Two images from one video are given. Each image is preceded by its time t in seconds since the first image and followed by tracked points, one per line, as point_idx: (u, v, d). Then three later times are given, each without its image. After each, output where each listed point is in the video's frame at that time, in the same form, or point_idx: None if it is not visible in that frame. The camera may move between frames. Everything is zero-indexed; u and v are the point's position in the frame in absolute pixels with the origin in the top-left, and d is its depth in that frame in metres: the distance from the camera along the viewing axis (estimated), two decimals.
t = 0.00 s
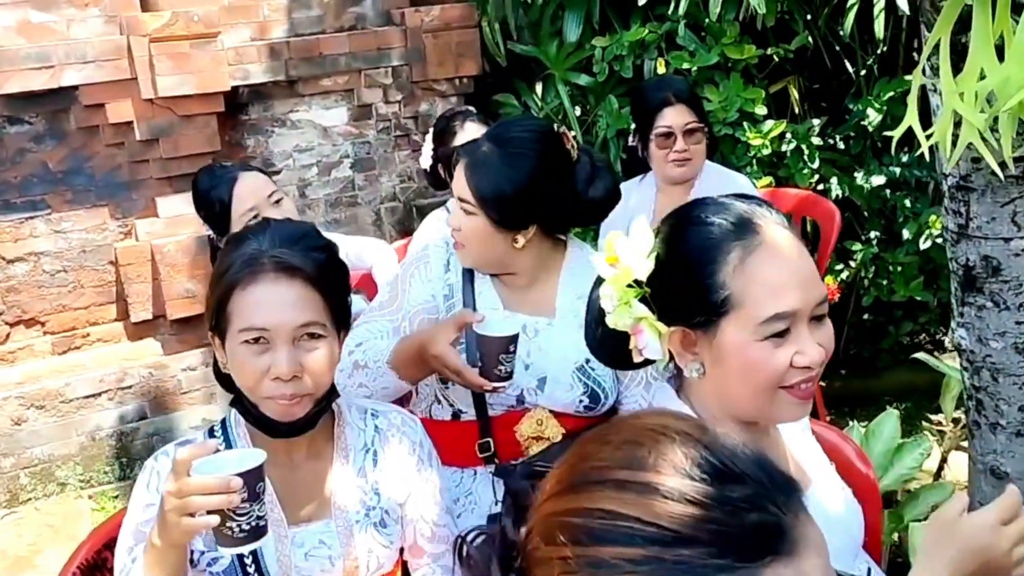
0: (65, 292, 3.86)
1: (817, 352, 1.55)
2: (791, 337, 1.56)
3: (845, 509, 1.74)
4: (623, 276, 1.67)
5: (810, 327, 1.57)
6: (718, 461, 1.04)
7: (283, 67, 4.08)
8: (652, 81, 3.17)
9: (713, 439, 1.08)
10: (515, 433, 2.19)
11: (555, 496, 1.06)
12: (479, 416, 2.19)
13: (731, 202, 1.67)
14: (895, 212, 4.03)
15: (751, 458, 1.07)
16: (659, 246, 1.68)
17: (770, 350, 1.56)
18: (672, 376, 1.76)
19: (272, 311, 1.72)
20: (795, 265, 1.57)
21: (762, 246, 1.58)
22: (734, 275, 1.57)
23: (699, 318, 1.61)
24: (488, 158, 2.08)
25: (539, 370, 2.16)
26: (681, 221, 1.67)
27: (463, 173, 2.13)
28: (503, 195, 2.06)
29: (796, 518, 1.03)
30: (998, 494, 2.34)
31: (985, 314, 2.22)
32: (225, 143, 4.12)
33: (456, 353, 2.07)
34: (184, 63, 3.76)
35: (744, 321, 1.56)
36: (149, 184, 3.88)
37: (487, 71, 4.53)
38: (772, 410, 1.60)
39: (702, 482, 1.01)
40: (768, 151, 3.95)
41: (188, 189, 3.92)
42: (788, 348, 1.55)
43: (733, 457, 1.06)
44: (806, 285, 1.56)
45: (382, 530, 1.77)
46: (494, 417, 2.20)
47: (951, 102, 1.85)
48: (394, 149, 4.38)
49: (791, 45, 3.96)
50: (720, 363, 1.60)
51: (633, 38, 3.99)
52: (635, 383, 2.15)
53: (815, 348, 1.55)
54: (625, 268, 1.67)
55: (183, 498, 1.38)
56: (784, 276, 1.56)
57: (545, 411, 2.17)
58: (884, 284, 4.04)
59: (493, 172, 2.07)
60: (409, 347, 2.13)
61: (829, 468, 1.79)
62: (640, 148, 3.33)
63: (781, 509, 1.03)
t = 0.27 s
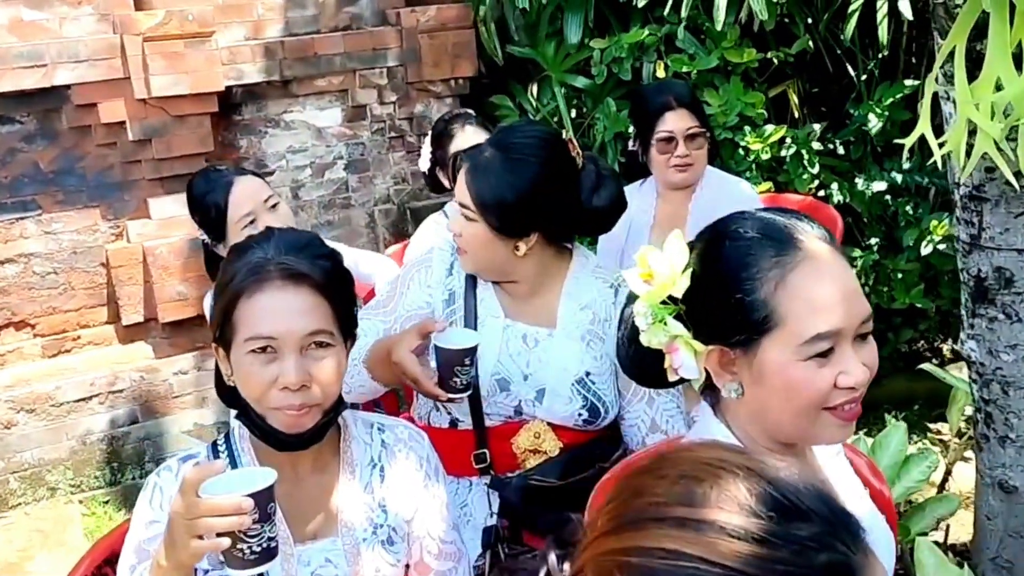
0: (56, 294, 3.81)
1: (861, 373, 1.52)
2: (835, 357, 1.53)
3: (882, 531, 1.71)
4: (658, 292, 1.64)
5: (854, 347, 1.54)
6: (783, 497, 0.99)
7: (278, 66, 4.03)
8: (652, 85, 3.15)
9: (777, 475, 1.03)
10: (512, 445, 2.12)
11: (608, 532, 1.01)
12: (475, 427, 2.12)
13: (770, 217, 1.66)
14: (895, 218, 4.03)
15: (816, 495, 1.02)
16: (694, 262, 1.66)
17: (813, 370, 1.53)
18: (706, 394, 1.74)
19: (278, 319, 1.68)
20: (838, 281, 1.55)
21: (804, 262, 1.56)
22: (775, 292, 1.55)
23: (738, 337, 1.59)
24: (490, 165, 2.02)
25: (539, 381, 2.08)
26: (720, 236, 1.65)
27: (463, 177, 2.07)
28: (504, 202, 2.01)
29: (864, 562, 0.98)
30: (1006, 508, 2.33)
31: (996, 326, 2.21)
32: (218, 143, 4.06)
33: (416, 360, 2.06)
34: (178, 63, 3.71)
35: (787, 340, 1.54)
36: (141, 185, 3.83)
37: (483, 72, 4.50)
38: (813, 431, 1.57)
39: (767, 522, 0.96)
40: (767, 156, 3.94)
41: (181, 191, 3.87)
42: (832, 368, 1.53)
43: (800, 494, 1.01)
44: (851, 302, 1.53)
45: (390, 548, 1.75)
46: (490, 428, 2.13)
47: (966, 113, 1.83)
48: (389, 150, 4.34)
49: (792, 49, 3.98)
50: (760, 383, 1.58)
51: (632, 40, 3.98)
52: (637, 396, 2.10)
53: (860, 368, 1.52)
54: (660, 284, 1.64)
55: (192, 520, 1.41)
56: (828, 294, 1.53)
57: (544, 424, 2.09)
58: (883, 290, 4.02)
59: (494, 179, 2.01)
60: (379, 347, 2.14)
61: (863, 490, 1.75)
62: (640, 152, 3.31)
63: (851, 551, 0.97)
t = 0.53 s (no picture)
0: (43, 294, 3.76)
1: (897, 383, 1.47)
2: (869, 367, 1.48)
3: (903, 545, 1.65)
4: (683, 303, 1.60)
5: (888, 357, 1.49)
6: (831, 513, 0.94)
7: (269, 66, 4.00)
8: (649, 88, 3.15)
9: (823, 491, 0.97)
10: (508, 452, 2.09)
11: (645, 551, 0.95)
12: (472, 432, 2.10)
13: (801, 223, 1.61)
14: (889, 223, 4.04)
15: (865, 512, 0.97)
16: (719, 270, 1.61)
17: (848, 380, 1.48)
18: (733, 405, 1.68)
19: (277, 322, 1.66)
20: (872, 290, 1.50)
21: (837, 270, 1.52)
22: (808, 301, 1.50)
23: (768, 346, 1.54)
24: (489, 171, 2.00)
25: (537, 388, 2.06)
26: (747, 243, 1.60)
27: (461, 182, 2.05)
28: (504, 206, 1.99)
29: None
30: (1005, 516, 2.32)
31: (997, 333, 2.20)
32: (208, 143, 4.03)
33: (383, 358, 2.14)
34: (169, 62, 3.67)
35: (820, 350, 1.49)
36: (130, 185, 3.79)
37: (477, 74, 4.49)
38: (846, 444, 1.52)
39: (819, 541, 0.91)
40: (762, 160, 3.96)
41: (170, 191, 3.84)
42: (866, 379, 1.48)
43: (850, 509, 0.95)
44: (884, 312, 1.49)
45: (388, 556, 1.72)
46: (486, 435, 2.10)
47: (974, 118, 1.83)
48: (380, 152, 4.31)
49: (789, 51, 4.01)
50: (791, 394, 1.53)
51: (628, 43, 3.99)
52: (637, 405, 2.09)
53: (894, 378, 1.47)
54: (685, 294, 1.60)
55: (191, 532, 1.42)
56: (861, 302, 1.49)
57: (541, 431, 2.07)
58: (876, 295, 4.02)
59: (493, 184, 2.00)
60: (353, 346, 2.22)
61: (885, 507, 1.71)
62: (636, 156, 3.30)
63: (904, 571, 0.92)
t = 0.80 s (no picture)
0: (30, 294, 3.73)
1: (914, 389, 1.46)
2: (887, 374, 1.46)
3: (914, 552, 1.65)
4: (695, 308, 1.58)
5: (905, 362, 1.48)
6: (860, 521, 0.91)
7: (260, 66, 3.97)
8: (644, 90, 3.15)
9: (844, 499, 0.94)
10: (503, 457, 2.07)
11: (666, 562, 0.92)
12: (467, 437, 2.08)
13: (815, 227, 1.59)
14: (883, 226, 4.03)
15: (890, 520, 0.94)
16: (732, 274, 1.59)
17: (866, 387, 1.46)
18: (745, 411, 1.66)
19: (269, 323, 1.63)
20: (889, 295, 1.48)
21: (854, 274, 1.49)
22: (825, 306, 1.48)
23: (783, 352, 1.51)
24: (484, 172, 1.99)
25: (533, 392, 2.04)
26: (763, 246, 1.57)
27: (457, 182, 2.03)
28: (499, 208, 1.98)
29: None
30: (1000, 522, 2.32)
31: (994, 338, 2.20)
32: (198, 143, 4.00)
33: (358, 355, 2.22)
34: (159, 61, 3.63)
35: (837, 357, 1.47)
36: (119, 185, 3.76)
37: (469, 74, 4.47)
38: (861, 450, 1.50)
39: (847, 546, 0.88)
40: (756, 162, 3.97)
41: (159, 191, 3.81)
42: (884, 385, 1.46)
43: (878, 518, 0.92)
44: (901, 317, 1.47)
45: (381, 562, 1.70)
46: (481, 439, 2.08)
47: (973, 120, 1.83)
48: (372, 152, 4.29)
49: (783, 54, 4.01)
50: (807, 400, 1.51)
51: (622, 44, 3.99)
52: (637, 409, 2.06)
53: (912, 384, 1.45)
54: (697, 300, 1.58)
55: (188, 539, 1.41)
56: (879, 308, 1.47)
57: (538, 435, 2.06)
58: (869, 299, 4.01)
59: (488, 185, 1.99)
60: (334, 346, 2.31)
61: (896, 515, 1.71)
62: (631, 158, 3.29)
63: None
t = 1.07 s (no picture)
0: (17, 294, 3.69)
1: (924, 392, 1.44)
2: (896, 376, 1.44)
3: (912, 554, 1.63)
4: (702, 308, 1.57)
5: (915, 364, 1.46)
6: (870, 519, 0.89)
7: (249, 64, 3.95)
8: (638, 90, 3.17)
9: (846, 498, 0.92)
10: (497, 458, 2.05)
11: (676, 564, 0.88)
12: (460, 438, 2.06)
13: (823, 227, 1.57)
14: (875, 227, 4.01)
15: (898, 520, 0.93)
16: (740, 274, 1.57)
17: (875, 389, 1.44)
18: (751, 412, 1.64)
19: (256, 322, 1.61)
20: (899, 297, 1.46)
21: (864, 275, 1.47)
22: (835, 307, 1.46)
23: (791, 354, 1.49)
24: (476, 172, 1.97)
25: (527, 393, 2.02)
26: (772, 247, 1.55)
27: (450, 182, 2.00)
28: (491, 208, 1.96)
29: None
30: (991, 524, 2.28)
31: (985, 340, 2.18)
32: (187, 141, 3.98)
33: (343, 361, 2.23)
34: (147, 59, 3.61)
35: (846, 358, 1.45)
36: (107, 184, 3.73)
37: (460, 74, 4.44)
38: (868, 453, 1.48)
39: (860, 545, 0.86)
40: (747, 164, 3.96)
41: (148, 190, 3.78)
42: (893, 388, 1.44)
43: (886, 516, 0.91)
44: (911, 318, 1.45)
45: (371, 564, 1.67)
46: (475, 441, 2.06)
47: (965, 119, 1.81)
48: (363, 152, 4.27)
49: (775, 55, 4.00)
50: (814, 403, 1.49)
51: (614, 44, 3.97)
52: (630, 412, 2.05)
53: (922, 387, 1.44)
54: (704, 300, 1.57)
55: (179, 543, 1.38)
56: (889, 310, 1.45)
57: (532, 437, 2.04)
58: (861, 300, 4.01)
59: (480, 185, 1.97)
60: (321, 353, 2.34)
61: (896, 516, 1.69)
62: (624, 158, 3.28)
63: None
